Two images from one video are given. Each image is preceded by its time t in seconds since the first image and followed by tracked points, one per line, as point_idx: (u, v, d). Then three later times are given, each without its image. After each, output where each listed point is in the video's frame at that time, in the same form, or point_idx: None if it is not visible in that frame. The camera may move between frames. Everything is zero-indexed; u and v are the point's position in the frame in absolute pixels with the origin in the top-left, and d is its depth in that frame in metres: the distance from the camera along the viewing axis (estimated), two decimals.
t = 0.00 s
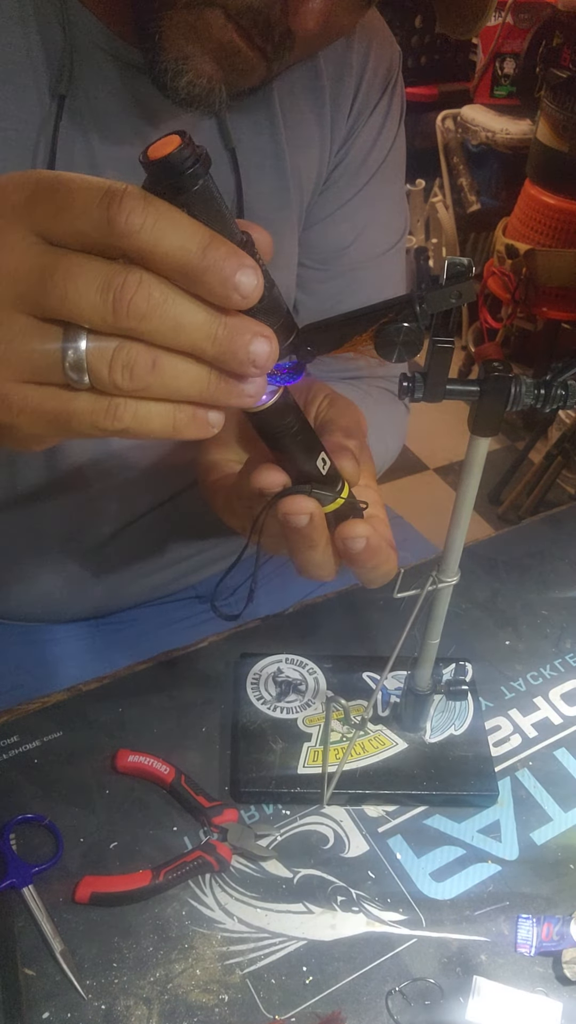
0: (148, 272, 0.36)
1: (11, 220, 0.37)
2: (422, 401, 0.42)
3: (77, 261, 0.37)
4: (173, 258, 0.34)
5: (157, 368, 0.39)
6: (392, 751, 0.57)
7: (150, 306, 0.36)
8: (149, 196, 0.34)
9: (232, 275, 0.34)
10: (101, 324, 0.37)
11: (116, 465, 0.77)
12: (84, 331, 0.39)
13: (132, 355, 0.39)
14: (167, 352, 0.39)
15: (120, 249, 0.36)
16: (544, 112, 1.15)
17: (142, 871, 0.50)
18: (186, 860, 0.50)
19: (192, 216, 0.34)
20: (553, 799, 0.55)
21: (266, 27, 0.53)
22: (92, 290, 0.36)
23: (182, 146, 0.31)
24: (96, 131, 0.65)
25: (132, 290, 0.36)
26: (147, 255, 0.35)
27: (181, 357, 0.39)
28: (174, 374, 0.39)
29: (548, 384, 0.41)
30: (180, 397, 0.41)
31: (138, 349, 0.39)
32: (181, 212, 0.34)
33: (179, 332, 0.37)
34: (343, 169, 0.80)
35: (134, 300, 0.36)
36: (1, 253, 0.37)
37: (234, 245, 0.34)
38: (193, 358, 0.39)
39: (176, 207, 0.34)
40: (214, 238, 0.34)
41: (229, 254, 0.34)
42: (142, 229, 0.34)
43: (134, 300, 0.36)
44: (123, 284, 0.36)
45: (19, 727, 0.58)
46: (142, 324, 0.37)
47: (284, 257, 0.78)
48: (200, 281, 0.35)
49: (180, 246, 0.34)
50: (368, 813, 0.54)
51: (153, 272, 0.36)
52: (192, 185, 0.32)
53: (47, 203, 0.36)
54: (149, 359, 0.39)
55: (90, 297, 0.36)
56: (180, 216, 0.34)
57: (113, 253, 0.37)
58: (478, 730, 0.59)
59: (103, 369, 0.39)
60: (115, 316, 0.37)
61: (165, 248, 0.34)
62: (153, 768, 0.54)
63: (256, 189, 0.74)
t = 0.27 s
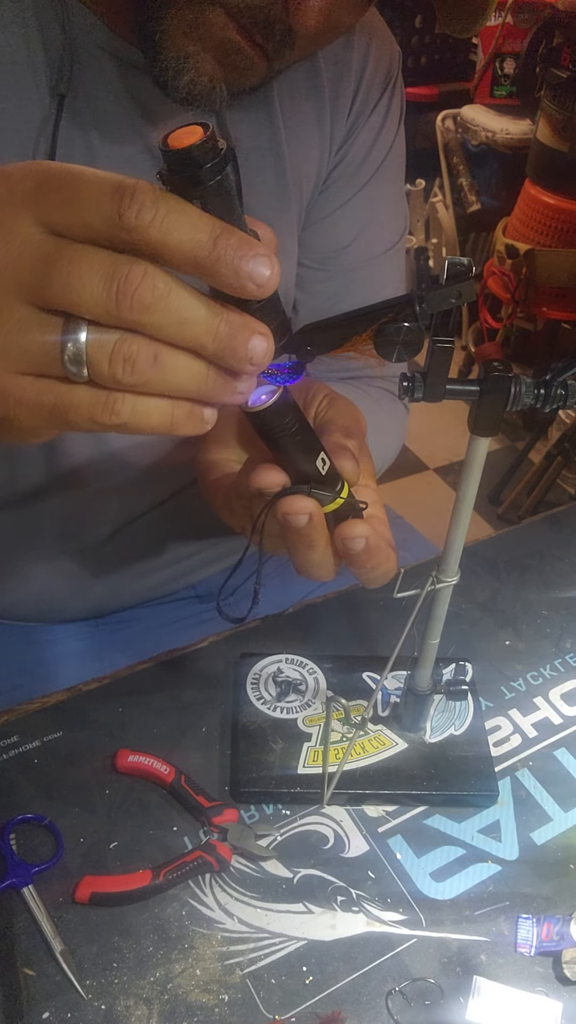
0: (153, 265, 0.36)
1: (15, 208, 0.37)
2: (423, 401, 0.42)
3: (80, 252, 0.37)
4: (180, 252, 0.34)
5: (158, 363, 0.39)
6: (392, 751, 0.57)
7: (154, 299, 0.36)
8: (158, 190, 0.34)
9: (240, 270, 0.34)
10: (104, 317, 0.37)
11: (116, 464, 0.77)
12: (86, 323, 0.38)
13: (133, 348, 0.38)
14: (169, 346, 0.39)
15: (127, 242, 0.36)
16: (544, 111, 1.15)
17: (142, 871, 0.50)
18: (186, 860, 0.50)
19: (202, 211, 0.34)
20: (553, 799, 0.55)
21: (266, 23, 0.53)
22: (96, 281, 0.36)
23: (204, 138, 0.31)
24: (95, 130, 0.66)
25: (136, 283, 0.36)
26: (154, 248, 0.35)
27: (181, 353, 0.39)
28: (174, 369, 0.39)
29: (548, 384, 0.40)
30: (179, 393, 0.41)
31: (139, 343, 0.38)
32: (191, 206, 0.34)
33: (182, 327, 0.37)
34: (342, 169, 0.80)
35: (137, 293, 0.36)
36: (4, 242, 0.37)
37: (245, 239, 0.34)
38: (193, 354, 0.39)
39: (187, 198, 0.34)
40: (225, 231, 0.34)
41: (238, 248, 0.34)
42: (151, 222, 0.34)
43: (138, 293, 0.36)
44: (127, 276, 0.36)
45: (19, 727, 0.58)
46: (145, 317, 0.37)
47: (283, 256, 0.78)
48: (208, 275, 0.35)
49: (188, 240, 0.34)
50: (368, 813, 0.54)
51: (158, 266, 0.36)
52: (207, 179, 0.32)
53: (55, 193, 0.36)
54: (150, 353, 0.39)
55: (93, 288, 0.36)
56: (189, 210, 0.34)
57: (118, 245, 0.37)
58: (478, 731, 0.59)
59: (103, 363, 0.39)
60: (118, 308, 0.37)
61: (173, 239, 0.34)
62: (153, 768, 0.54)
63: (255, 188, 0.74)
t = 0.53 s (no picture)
0: (154, 265, 0.36)
1: (15, 208, 0.37)
2: (423, 401, 0.42)
3: (82, 252, 0.37)
4: (182, 252, 0.34)
5: (159, 363, 0.39)
6: (392, 751, 0.57)
7: (156, 299, 0.36)
8: (160, 190, 0.34)
9: (241, 269, 0.34)
10: (105, 317, 0.37)
11: (116, 464, 0.77)
12: (87, 323, 0.38)
13: (134, 349, 0.38)
14: (170, 346, 0.39)
15: (128, 242, 0.36)
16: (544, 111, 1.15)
17: (142, 871, 0.50)
18: (186, 860, 0.50)
19: (203, 210, 0.34)
20: (553, 799, 0.55)
21: (267, 23, 0.53)
22: (97, 280, 0.36)
23: (205, 138, 0.31)
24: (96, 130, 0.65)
25: (137, 283, 0.36)
26: (155, 248, 0.35)
27: (183, 353, 0.39)
28: (175, 369, 0.39)
29: (548, 384, 0.40)
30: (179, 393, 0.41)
31: (140, 343, 0.38)
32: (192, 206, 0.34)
33: (183, 327, 0.37)
34: (342, 169, 0.80)
35: (139, 293, 0.36)
36: (5, 241, 0.37)
37: (246, 238, 0.34)
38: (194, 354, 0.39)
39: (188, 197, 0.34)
40: (225, 230, 0.34)
41: (239, 248, 0.34)
42: (152, 222, 0.34)
43: (139, 293, 0.36)
44: (128, 276, 0.36)
45: (19, 727, 0.58)
46: (146, 317, 0.37)
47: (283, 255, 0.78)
48: (209, 275, 0.35)
49: (189, 240, 0.34)
50: (368, 813, 0.54)
51: (159, 267, 0.36)
52: (208, 178, 0.32)
53: (57, 193, 0.36)
54: (151, 353, 0.38)
55: (95, 288, 0.36)
56: (190, 210, 0.34)
57: (119, 246, 0.37)
58: (478, 731, 0.59)
59: (104, 363, 0.39)
60: (119, 308, 0.37)
61: (174, 239, 0.34)
62: (153, 768, 0.54)
63: (255, 187, 0.74)
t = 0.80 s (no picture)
0: (155, 265, 0.36)
1: (16, 208, 0.37)
2: (423, 400, 0.42)
3: (83, 252, 0.36)
4: (182, 253, 0.34)
5: (160, 364, 0.39)
6: (392, 751, 0.57)
7: (157, 300, 0.36)
8: (160, 191, 0.34)
9: (242, 270, 0.34)
10: (106, 317, 0.37)
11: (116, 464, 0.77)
12: (89, 323, 0.38)
13: (135, 349, 0.38)
14: (171, 347, 0.39)
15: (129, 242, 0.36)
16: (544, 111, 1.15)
17: (142, 871, 0.50)
18: (187, 860, 0.50)
19: (204, 211, 0.34)
20: (553, 799, 0.55)
21: (268, 23, 0.53)
22: (98, 281, 0.36)
23: (206, 138, 0.31)
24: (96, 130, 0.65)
25: (138, 283, 0.36)
26: (156, 248, 0.35)
27: (184, 353, 0.39)
28: (176, 369, 0.39)
29: (549, 384, 0.40)
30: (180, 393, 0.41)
31: (141, 343, 0.38)
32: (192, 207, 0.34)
33: (184, 328, 0.37)
34: (342, 169, 0.80)
35: (140, 293, 0.36)
36: (6, 242, 0.37)
37: (247, 239, 0.34)
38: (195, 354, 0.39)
39: (188, 198, 0.34)
40: (226, 231, 0.34)
41: (239, 248, 0.34)
42: (153, 223, 0.34)
43: (140, 293, 0.36)
44: (129, 277, 0.36)
45: (19, 727, 0.58)
46: (147, 317, 0.37)
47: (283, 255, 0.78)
48: (210, 275, 0.35)
49: (190, 240, 0.34)
50: (368, 813, 0.54)
51: (160, 267, 0.36)
52: (209, 179, 0.32)
53: (57, 194, 0.36)
54: (152, 353, 0.38)
55: (96, 288, 0.36)
56: (191, 211, 0.34)
57: (120, 246, 0.37)
58: (478, 731, 0.59)
59: (105, 363, 0.39)
60: (120, 309, 0.37)
61: (175, 240, 0.34)
62: (153, 768, 0.54)
63: (256, 187, 0.74)
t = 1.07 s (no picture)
0: (157, 265, 0.36)
1: (17, 208, 0.37)
2: (424, 400, 0.42)
3: (85, 252, 0.36)
4: (184, 253, 0.34)
5: (162, 363, 0.39)
6: (392, 751, 0.57)
7: (159, 299, 0.36)
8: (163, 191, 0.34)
9: (244, 270, 0.34)
10: (108, 317, 0.37)
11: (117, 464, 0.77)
12: (90, 323, 0.38)
13: (136, 349, 0.38)
14: (173, 346, 0.39)
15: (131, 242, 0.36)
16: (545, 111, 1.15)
17: (142, 871, 0.50)
18: (187, 860, 0.50)
19: (206, 211, 0.34)
20: (553, 799, 0.55)
21: (268, 22, 0.53)
22: (100, 280, 0.36)
23: (209, 139, 0.31)
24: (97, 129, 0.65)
25: (140, 282, 0.36)
26: (158, 248, 0.35)
27: (185, 353, 0.39)
28: (177, 369, 0.39)
29: (549, 384, 0.40)
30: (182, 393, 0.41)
31: (143, 343, 0.38)
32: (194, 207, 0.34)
33: (186, 327, 0.37)
34: (342, 169, 0.80)
35: (142, 292, 0.36)
36: (8, 241, 0.37)
37: (249, 239, 0.34)
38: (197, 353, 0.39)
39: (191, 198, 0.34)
40: (228, 232, 0.34)
41: (241, 248, 0.34)
42: (155, 223, 0.34)
43: (142, 293, 0.36)
44: (131, 276, 0.36)
45: (19, 727, 0.58)
46: (149, 317, 0.37)
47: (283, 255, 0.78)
48: (212, 275, 0.35)
49: (192, 240, 0.34)
50: (368, 813, 0.54)
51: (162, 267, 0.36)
52: (212, 179, 0.32)
53: (60, 193, 0.36)
54: (153, 353, 0.38)
55: (97, 288, 0.36)
56: (193, 211, 0.34)
57: (122, 246, 0.37)
58: (478, 731, 0.59)
59: (106, 362, 0.39)
60: (122, 308, 0.37)
61: (177, 240, 0.34)
62: (153, 768, 0.54)
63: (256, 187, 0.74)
